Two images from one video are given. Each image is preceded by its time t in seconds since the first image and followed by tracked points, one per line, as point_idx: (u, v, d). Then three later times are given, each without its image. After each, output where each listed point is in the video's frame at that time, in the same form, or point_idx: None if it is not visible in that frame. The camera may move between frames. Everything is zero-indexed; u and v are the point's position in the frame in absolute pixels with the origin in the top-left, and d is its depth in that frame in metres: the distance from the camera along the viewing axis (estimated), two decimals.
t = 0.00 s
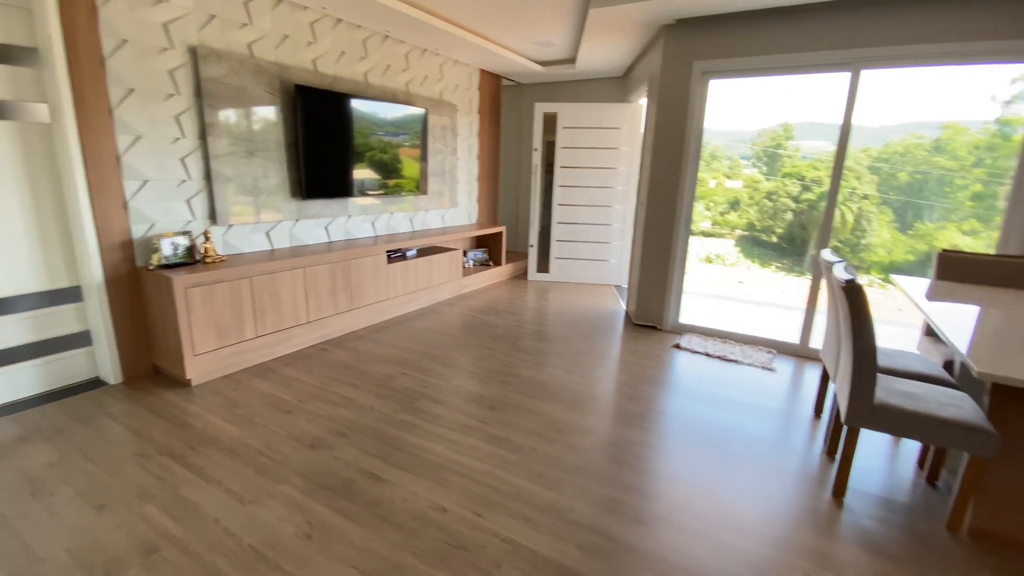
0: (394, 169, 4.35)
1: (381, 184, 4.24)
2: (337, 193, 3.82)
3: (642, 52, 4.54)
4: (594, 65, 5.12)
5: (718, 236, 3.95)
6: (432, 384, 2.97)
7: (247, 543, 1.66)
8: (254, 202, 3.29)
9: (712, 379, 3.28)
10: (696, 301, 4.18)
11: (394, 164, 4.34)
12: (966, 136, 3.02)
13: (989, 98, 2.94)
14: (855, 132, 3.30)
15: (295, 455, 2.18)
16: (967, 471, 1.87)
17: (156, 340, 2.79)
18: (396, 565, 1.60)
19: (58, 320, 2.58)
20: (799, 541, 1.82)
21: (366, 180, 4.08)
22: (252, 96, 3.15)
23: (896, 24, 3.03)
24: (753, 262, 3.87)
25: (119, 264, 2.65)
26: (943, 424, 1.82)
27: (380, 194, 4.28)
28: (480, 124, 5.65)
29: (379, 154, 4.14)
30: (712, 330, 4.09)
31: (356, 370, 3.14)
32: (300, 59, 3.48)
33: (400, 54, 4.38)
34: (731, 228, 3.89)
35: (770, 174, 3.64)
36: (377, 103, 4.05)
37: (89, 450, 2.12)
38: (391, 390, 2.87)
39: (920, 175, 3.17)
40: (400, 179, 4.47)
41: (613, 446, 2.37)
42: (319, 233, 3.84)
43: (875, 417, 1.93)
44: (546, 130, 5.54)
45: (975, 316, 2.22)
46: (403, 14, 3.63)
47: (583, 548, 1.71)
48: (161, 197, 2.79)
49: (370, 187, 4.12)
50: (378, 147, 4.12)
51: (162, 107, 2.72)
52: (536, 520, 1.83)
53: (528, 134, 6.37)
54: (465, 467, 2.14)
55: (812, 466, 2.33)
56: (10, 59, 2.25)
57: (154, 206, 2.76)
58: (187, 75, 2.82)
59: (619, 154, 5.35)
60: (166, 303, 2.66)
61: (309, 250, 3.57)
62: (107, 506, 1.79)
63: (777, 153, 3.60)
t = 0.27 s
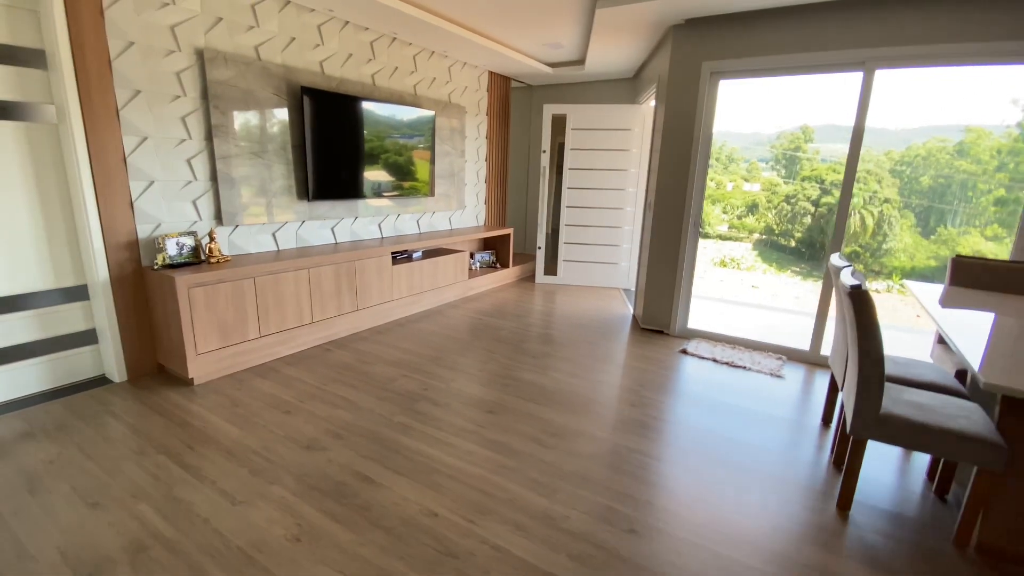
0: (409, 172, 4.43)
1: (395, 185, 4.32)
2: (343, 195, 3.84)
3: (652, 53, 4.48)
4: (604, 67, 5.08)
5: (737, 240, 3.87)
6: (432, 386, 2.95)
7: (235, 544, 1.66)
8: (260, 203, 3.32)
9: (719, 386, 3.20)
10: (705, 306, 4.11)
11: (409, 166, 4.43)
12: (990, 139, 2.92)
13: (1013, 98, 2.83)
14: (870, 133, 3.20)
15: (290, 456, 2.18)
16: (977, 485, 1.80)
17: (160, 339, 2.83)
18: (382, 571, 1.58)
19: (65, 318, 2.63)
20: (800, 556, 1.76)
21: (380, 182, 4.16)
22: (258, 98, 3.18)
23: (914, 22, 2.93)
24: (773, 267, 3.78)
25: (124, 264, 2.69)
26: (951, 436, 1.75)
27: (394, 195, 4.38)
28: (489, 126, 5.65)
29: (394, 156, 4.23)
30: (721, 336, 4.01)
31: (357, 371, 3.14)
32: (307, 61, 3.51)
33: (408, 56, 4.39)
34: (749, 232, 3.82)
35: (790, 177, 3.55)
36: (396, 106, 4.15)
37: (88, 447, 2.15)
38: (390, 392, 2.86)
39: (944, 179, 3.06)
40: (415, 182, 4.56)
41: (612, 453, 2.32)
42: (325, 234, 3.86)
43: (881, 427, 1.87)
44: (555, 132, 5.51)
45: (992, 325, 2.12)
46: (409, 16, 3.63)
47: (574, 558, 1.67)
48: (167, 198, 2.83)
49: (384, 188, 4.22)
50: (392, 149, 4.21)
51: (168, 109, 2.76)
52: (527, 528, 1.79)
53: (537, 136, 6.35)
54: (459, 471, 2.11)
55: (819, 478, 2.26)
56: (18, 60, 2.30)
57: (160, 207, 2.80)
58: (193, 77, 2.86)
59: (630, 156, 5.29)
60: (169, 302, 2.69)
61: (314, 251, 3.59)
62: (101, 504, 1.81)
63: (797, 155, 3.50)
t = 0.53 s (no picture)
0: (419, 174, 4.53)
1: (406, 187, 4.42)
2: (348, 196, 3.87)
3: (658, 55, 4.46)
4: (610, 69, 5.06)
5: (750, 244, 3.82)
6: (432, 387, 2.96)
7: (228, 540, 1.67)
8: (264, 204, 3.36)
9: (723, 391, 3.16)
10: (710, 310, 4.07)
11: (419, 168, 4.52)
12: (1011, 143, 2.83)
13: None
14: (880, 135, 3.14)
15: (286, 453, 2.19)
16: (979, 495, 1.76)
17: (165, 337, 2.87)
18: (372, 570, 1.58)
19: (72, 315, 2.69)
20: (796, 564, 1.73)
21: (391, 183, 4.26)
22: (263, 100, 3.22)
23: (925, 23, 2.87)
24: (784, 271, 3.72)
25: (131, 262, 2.73)
26: (952, 445, 1.71)
27: (405, 196, 4.48)
28: (495, 128, 5.66)
29: (405, 158, 4.33)
30: (726, 340, 3.97)
31: (358, 371, 3.16)
32: (313, 64, 3.55)
33: (414, 58, 4.42)
34: (762, 236, 3.75)
35: (804, 181, 3.49)
36: (408, 108, 4.26)
37: (91, 442, 2.19)
38: (390, 392, 2.87)
39: (962, 183, 2.98)
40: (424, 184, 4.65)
41: (608, 457, 2.30)
42: (330, 235, 3.89)
43: (881, 434, 1.83)
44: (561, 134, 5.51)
45: (996, 331, 2.07)
46: (414, 19, 3.66)
47: (565, 561, 1.66)
48: (173, 198, 2.88)
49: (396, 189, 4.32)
50: (404, 151, 4.31)
51: (175, 111, 2.81)
52: (519, 530, 1.79)
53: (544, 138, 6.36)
54: (453, 472, 2.11)
55: (819, 486, 2.22)
56: (29, 62, 2.36)
57: (166, 207, 2.85)
58: (200, 80, 2.91)
59: (636, 158, 5.26)
60: (174, 300, 2.73)
61: (319, 251, 3.62)
62: (100, 497, 1.84)
63: (811, 158, 3.43)
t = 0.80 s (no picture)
0: (429, 174, 4.58)
1: (416, 186, 4.48)
2: (355, 195, 3.90)
3: (666, 55, 4.44)
4: (618, 68, 5.04)
5: (764, 246, 3.81)
6: (435, 385, 2.97)
7: (230, 534, 1.70)
8: (272, 203, 3.40)
9: (729, 394, 3.13)
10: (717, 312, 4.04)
11: (429, 168, 4.58)
12: None
13: None
14: (891, 136, 3.10)
15: (290, 449, 2.22)
16: (986, 501, 1.73)
17: (174, 333, 2.92)
18: (371, 565, 1.60)
19: (84, 311, 2.74)
20: (797, 568, 1.71)
21: (402, 183, 4.32)
22: (272, 100, 3.26)
23: (939, 21, 2.83)
24: (798, 274, 3.69)
25: (141, 259, 2.78)
26: (958, 450, 1.69)
27: (416, 196, 4.53)
28: (503, 128, 5.67)
29: (415, 158, 4.39)
30: (733, 342, 3.94)
31: (362, 369, 3.18)
32: (321, 64, 3.59)
33: (421, 59, 4.45)
34: (774, 237, 3.75)
35: (817, 182, 3.44)
36: (418, 108, 4.31)
37: (100, 436, 2.23)
38: (393, 390, 2.88)
39: (981, 185, 2.93)
40: (434, 184, 4.70)
41: (610, 458, 2.30)
42: (337, 233, 3.93)
43: (885, 438, 1.81)
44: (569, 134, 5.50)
45: (1006, 334, 2.04)
46: (422, 19, 3.67)
47: (562, 561, 1.66)
48: (183, 196, 2.92)
49: (406, 189, 4.38)
50: (414, 151, 4.37)
51: (186, 110, 2.86)
52: (517, 529, 1.79)
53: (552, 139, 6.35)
54: (454, 470, 2.12)
55: (823, 490, 2.19)
56: (44, 63, 2.42)
57: (176, 205, 2.90)
58: (210, 80, 2.95)
59: (645, 158, 5.24)
60: (183, 297, 2.78)
61: (325, 250, 3.65)
62: (107, 490, 1.87)
63: (824, 160, 3.39)
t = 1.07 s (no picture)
0: (435, 173, 4.60)
1: (423, 186, 4.50)
2: (361, 194, 3.92)
3: (672, 55, 4.42)
4: (625, 68, 5.03)
5: (771, 247, 3.78)
6: (438, 384, 2.98)
7: (233, 529, 1.72)
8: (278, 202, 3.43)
9: (733, 395, 3.12)
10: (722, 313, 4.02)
11: (436, 167, 4.60)
12: None
13: None
14: (900, 136, 3.07)
15: (293, 446, 2.24)
16: (991, 506, 1.71)
17: (180, 330, 2.95)
18: (371, 562, 1.61)
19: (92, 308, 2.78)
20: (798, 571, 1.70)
21: (409, 183, 4.35)
22: (278, 99, 3.28)
23: (949, 21, 2.80)
24: (806, 276, 3.67)
25: (149, 257, 2.81)
26: (962, 454, 1.67)
27: (422, 196, 4.55)
28: (508, 128, 5.68)
29: (422, 158, 4.41)
30: (738, 343, 3.91)
31: (366, 367, 3.20)
32: (328, 64, 3.61)
33: (427, 59, 4.46)
34: (782, 239, 3.71)
35: (826, 183, 3.41)
36: (425, 108, 4.33)
37: (107, 431, 2.26)
38: (396, 388, 2.90)
39: (993, 187, 2.89)
40: (440, 183, 4.71)
41: (611, 458, 2.30)
42: (342, 232, 3.95)
43: (888, 441, 1.80)
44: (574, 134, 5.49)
45: (1014, 338, 2.01)
46: (427, 19, 3.69)
47: (562, 560, 1.66)
48: (191, 195, 2.95)
49: (413, 188, 4.40)
50: (421, 151, 4.40)
51: (193, 110, 2.88)
52: (517, 528, 1.80)
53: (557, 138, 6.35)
54: (455, 469, 2.12)
55: (826, 493, 2.18)
56: (54, 63, 2.45)
57: (183, 203, 2.93)
58: (217, 79, 2.98)
59: (650, 158, 5.22)
60: (189, 294, 2.81)
61: (331, 248, 3.67)
62: (113, 484, 1.90)
63: (833, 160, 3.36)
